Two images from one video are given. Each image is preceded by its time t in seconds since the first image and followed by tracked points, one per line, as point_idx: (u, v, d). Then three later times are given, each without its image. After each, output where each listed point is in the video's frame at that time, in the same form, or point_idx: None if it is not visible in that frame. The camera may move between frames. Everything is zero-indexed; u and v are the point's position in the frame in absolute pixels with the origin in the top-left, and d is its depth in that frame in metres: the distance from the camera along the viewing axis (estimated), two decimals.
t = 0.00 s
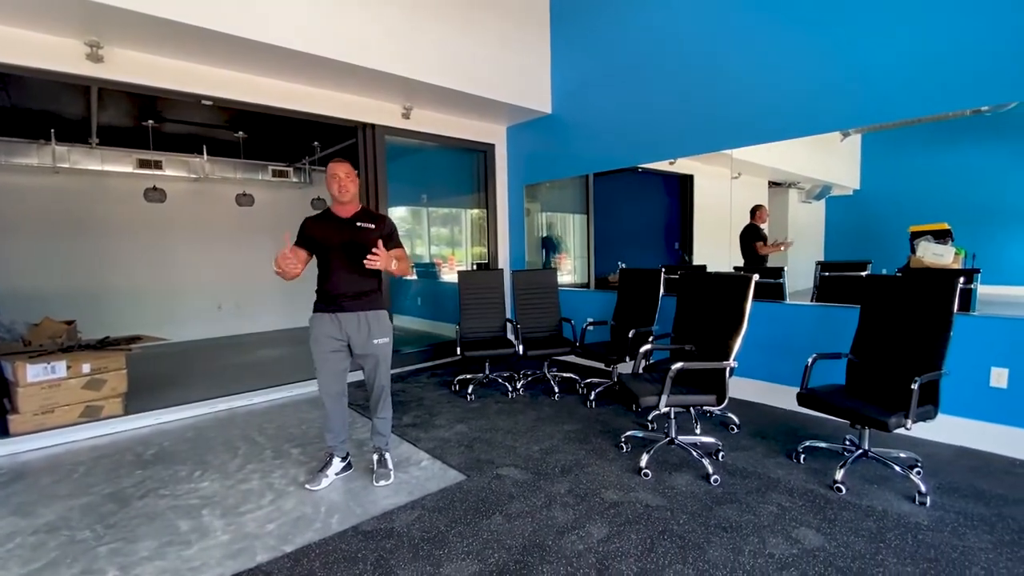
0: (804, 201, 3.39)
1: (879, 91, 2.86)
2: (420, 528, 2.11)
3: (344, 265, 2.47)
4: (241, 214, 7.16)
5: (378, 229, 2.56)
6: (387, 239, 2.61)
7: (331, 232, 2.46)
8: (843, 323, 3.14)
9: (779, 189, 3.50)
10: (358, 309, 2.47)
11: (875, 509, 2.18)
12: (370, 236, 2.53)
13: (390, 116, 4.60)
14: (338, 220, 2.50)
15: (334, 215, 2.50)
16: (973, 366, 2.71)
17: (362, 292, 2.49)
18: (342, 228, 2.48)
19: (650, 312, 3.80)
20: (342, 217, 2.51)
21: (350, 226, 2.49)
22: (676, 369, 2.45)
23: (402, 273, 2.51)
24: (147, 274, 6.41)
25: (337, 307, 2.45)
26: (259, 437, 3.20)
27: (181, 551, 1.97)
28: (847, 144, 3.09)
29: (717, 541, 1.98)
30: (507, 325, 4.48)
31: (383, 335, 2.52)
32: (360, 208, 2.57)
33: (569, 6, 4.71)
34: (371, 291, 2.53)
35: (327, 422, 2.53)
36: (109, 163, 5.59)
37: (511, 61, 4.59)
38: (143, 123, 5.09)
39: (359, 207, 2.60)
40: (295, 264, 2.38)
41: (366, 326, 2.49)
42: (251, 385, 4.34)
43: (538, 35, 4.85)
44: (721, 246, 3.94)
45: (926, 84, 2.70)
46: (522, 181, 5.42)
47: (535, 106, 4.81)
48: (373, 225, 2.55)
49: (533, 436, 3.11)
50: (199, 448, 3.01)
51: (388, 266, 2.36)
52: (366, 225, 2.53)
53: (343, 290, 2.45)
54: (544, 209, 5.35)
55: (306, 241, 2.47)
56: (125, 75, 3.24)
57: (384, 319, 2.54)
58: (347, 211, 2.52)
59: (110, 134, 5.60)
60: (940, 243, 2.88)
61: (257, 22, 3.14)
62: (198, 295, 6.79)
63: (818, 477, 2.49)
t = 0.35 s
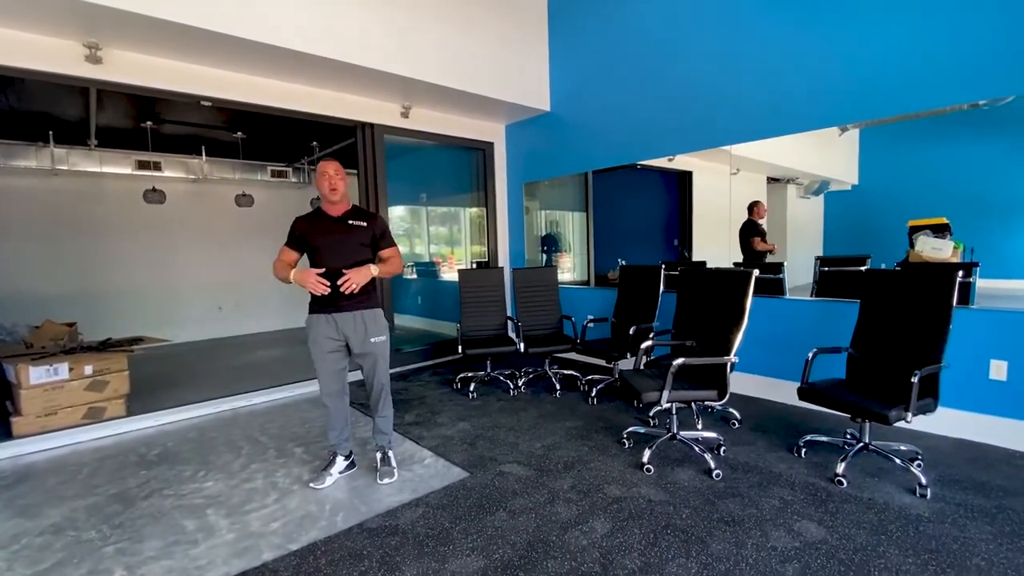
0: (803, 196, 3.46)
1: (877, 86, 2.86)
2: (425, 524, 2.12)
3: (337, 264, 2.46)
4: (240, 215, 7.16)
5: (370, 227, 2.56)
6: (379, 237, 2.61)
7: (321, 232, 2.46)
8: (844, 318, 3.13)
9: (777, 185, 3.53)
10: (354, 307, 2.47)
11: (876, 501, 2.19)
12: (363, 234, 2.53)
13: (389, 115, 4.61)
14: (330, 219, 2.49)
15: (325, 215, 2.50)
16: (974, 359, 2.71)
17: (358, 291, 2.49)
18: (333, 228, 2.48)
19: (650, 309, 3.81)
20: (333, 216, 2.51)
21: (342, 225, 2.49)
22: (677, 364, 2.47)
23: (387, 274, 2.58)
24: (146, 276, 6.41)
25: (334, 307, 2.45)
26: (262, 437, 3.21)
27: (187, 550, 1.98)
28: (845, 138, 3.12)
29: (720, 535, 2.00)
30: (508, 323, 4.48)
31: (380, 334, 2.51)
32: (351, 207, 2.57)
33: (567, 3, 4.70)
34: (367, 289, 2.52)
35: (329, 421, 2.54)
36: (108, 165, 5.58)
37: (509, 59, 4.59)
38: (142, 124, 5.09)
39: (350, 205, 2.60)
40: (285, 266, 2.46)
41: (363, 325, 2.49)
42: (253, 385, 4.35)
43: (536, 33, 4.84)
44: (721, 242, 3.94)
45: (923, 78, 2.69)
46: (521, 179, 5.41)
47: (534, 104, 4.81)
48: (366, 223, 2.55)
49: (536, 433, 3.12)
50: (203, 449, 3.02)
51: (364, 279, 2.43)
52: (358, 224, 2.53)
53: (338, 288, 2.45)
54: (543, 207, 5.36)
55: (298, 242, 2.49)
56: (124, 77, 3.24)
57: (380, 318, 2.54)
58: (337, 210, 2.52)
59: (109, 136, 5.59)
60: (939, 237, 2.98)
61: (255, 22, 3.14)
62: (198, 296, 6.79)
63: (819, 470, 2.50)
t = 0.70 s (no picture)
0: (804, 191, 3.40)
1: (878, 79, 2.87)
2: (429, 522, 2.13)
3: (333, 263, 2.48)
4: (242, 216, 7.18)
5: (365, 226, 2.56)
6: (377, 234, 2.59)
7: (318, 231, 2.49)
8: (847, 312, 3.15)
9: (779, 180, 3.52)
10: (350, 307, 2.47)
11: (880, 496, 2.20)
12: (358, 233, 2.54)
13: (390, 115, 4.62)
14: (326, 219, 2.52)
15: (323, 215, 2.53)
16: (977, 353, 2.72)
17: (354, 289, 2.49)
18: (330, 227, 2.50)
19: (652, 306, 3.81)
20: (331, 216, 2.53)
21: (338, 225, 2.51)
22: (680, 360, 2.47)
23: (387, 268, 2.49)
24: (149, 277, 6.43)
25: (334, 305, 2.46)
26: (266, 436, 3.22)
27: (193, 549, 1.99)
28: (846, 134, 3.09)
29: (724, 530, 2.00)
30: (510, 321, 4.49)
31: (377, 334, 2.51)
32: (349, 207, 2.58)
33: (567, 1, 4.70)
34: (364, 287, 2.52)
35: (331, 420, 2.55)
36: (110, 167, 5.60)
37: (509, 57, 4.58)
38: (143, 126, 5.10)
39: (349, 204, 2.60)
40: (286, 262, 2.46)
41: (361, 325, 2.49)
42: (256, 385, 4.36)
43: (535, 31, 4.84)
44: (722, 239, 3.94)
45: (923, 71, 2.70)
46: (522, 176, 5.41)
47: (534, 102, 4.81)
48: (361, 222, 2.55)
49: (539, 431, 3.12)
50: (207, 449, 3.04)
51: (356, 256, 2.30)
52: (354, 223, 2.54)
53: (335, 286, 2.46)
54: (544, 205, 5.36)
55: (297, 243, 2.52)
56: (125, 79, 3.25)
57: (378, 318, 2.53)
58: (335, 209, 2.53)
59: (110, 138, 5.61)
60: (941, 232, 2.90)
61: (255, 22, 3.14)
62: (201, 297, 6.81)
63: (822, 466, 2.50)
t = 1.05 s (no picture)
0: (809, 187, 3.40)
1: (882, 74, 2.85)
2: (435, 520, 2.14)
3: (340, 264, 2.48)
4: (247, 216, 7.21)
5: (370, 226, 2.52)
6: (384, 234, 2.56)
7: (324, 233, 2.49)
8: (853, 307, 3.13)
9: (784, 176, 3.49)
10: (355, 307, 2.46)
11: (887, 493, 2.18)
12: (363, 233, 2.51)
13: (392, 114, 4.62)
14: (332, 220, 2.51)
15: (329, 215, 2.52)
16: (985, 348, 2.69)
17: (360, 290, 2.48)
18: (335, 229, 2.49)
19: (657, 303, 3.80)
20: (336, 216, 2.52)
21: (343, 224, 2.50)
22: (685, 358, 2.46)
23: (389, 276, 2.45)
24: (155, 279, 6.46)
25: (340, 307, 2.46)
26: (272, 436, 3.23)
27: (201, 548, 2.01)
28: (852, 129, 3.07)
29: (730, 528, 2.00)
30: (514, 320, 4.48)
31: (382, 334, 2.51)
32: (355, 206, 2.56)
33: None
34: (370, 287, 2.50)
35: (338, 419, 2.55)
36: (115, 169, 5.64)
37: (511, 55, 4.58)
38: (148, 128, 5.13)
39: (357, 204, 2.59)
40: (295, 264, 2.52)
41: (366, 325, 2.49)
42: (262, 385, 4.38)
43: (537, 29, 4.83)
44: (727, 236, 3.91)
45: (926, 65, 2.69)
46: (525, 175, 5.41)
47: (536, 100, 4.80)
48: (365, 222, 2.52)
49: (543, 429, 3.12)
50: (214, 448, 3.06)
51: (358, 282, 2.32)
52: (359, 224, 2.51)
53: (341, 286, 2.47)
54: (547, 203, 5.34)
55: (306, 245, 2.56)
56: (129, 81, 3.27)
57: (382, 317, 2.52)
58: (341, 210, 2.53)
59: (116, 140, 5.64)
60: (947, 227, 2.93)
61: (256, 23, 3.15)
62: (207, 298, 6.85)
63: (829, 463, 2.49)
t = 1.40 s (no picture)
0: (819, 184, 3.39)
1: (887, 70, 2.81)
2: (441, 519, 2.14)
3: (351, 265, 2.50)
4: (255, 217, 7.26)
5: (378, 229, 2.50)
6: (390, 236, 2.50)
7: (340, 232, 2.56)
8: (862, 305, 3.09)
9: (793, 173, 3.47)
10: (361, 308, 2.46)
11: (898, 493, 2.16)
12: (371, 235, 2.50)
13: (398, 114, 4.63)
14: (348, 219, 2.57)
15: (344, 216, 2.57)
16: (998, 346, 2.65)
17: (367, 291, 2.47)
18: (349, 228, 2.54)
19: (664, 302, 3.78)
20: (352, 217, 2.57)
21: (355, 224, 2.53)
22: (692, 356, 2.44)
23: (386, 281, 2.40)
24: (165, 279, 6.53)
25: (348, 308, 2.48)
26: (280, 435, 3.26)
27: (210, 546, 2.02)
28: (862, 124, 3.03)
29: (738, 528, 1.98)
30: (521, 319, 4.48)
31: (387, 337, 2.48)
32: (370, 205, 2.57)
33: None
34: (377, 288, 2.48)
35: (346, 417, 2.58)
36: (125, 171, 5.70)
37: (516, 54, 4.57)
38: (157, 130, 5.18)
39: (376, 203, 2.59)
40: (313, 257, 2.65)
41: (370, 327, 2.47)
42: (271, 384, 4.41)
43: (543, 26, 4.81)
44: (736, 238, 3.90)
45: (932, 63, 2.65)
46: (531, 174, 5.40)
47: (542, 99, 4.79)
48: (374, 224, 2.51)
49: (550, 428, 3.12)
50: (223, 447, 3.08)
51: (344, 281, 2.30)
52: (369, 225, 2.51)
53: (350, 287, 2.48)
54: (553, 202, 5.33)
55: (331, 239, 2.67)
56: (138, 83, 3.29)
57: (387, 319, 2.49)
58: (356, 209, 2.56)
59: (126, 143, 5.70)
60: (960, 223, 2.92)
61: (265, 26, 3.17)
62: (216, 299, 6.90)
63: (839, 462, 2.47)
